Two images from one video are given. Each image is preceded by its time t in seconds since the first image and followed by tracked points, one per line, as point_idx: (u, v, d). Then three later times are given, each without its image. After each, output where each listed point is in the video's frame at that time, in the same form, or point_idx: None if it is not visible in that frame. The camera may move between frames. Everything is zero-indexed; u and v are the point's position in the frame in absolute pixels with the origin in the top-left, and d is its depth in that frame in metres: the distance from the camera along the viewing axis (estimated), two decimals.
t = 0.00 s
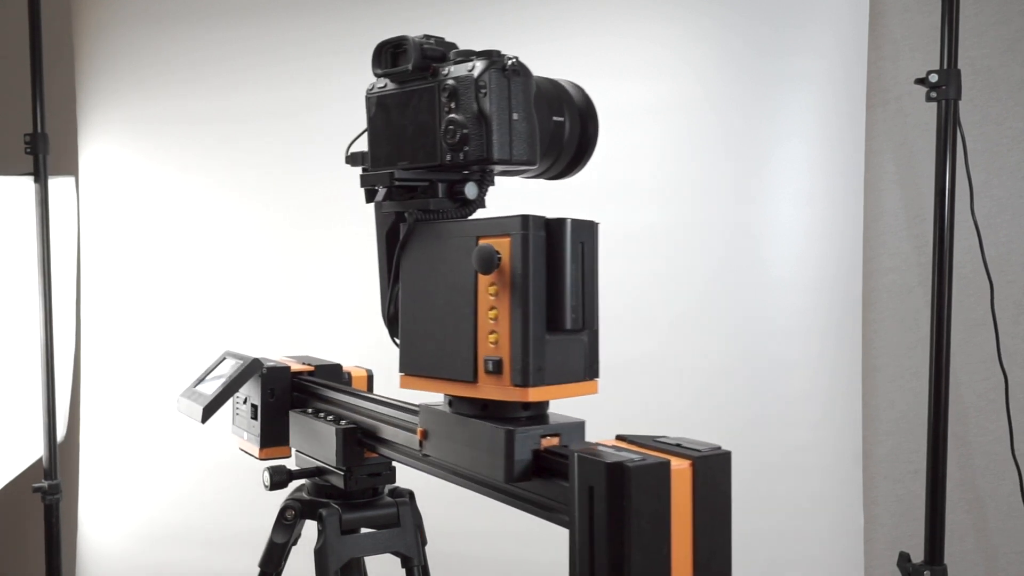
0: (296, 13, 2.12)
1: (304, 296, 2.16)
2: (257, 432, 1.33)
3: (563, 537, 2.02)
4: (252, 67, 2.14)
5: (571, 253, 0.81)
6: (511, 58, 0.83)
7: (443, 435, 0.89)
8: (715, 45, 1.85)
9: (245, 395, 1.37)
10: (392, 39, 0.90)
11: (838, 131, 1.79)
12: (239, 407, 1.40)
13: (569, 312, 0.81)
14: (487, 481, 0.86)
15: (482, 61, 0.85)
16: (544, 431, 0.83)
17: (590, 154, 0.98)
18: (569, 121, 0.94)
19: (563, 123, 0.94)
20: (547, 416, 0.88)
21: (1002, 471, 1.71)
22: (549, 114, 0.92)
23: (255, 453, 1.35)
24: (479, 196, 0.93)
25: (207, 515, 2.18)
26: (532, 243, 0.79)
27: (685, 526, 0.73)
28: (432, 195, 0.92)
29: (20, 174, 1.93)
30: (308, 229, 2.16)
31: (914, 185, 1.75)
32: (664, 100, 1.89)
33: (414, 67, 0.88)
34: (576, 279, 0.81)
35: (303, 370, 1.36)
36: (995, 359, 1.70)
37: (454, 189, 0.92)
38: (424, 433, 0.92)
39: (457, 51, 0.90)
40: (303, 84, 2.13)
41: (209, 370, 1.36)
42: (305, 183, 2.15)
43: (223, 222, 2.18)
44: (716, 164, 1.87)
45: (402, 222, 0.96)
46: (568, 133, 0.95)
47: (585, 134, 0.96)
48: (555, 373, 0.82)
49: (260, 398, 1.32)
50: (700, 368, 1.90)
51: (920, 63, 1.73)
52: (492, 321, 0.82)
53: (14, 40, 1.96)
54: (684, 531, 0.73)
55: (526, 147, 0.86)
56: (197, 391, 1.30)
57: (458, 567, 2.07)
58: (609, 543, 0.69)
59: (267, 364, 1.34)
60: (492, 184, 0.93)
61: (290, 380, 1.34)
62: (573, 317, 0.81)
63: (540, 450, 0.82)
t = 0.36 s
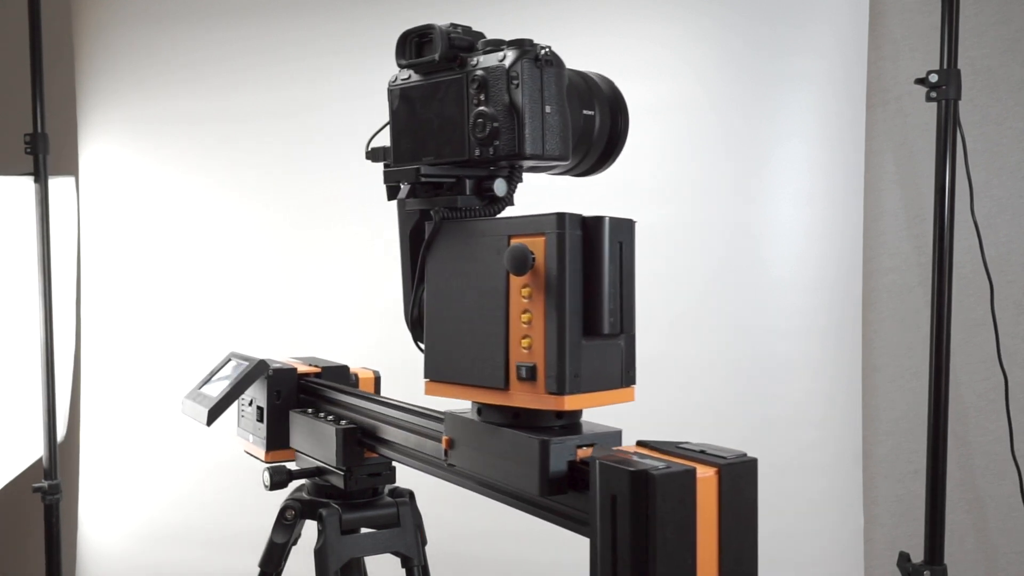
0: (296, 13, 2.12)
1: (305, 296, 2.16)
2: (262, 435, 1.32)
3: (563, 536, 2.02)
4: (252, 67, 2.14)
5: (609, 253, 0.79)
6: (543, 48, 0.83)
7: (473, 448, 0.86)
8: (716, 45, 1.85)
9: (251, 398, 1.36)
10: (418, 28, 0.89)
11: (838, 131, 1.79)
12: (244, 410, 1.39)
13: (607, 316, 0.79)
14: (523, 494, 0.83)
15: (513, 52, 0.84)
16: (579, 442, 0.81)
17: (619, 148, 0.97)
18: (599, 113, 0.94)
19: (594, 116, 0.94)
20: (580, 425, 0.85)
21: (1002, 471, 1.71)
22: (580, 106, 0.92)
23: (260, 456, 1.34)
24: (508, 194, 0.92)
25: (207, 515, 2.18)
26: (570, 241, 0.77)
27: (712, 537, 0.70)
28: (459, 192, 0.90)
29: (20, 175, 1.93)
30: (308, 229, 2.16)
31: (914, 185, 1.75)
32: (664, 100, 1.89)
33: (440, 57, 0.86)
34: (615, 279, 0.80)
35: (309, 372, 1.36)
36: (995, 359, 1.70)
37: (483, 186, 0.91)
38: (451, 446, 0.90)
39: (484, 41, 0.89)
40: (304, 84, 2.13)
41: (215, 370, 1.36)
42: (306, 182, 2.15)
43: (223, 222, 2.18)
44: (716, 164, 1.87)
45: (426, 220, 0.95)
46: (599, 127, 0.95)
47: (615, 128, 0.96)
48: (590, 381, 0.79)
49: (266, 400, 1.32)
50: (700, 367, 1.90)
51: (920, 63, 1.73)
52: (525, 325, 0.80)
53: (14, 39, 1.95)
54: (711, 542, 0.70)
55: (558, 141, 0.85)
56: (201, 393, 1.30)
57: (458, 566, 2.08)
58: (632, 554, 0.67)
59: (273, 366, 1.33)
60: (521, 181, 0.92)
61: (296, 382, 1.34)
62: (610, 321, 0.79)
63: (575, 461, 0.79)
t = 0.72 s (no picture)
0: (296, 13, 2.12)
1: (305, 296, 2.16)
2: (265, 436, 1.32)
3: (563, 535, 2.03)
4: (252, 67, 2.14)
5: (628, 254, 0.79)
6: (561, 43, 0.83)
7: (489, 452, 0.86)
8: (716, 45, 1.85)
9: (253, 399, 1.36)
10: (431, 22, 0.88)
11: (838, 131, 1.79)
12: (246, 411, 1.39)
13: (627, 317, 0.79)
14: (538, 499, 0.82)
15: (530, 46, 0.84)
16: (595, 447, 0.79)
17: (635, 145, 0.98)
18: (615, 110, 0.94)
19: (610, 112, 0.94)
20: (597, 430, 0.85)
21: (1002, 471, 1.71)
22: (596, 103, 0.92)
23: (263, 457, 1.34)
24: (523, 194, 0.92)
25: (207, 515, 2.18)
26: (589, 243, 0.77)
27: (724, 543, 0.69)
28: (473, 190, 0.90)
29: (20, 175, 1.93)
30: (309, 229, 2.16)
31: (914, 185, 1.74)
32: (664, 100, 1.89)
33: (454, 51, 0.86)
34: (635, 281, 0.80)
35: (312, 373, 1.36)
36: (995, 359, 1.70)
37: (497, 185, 0.91)
38: (462, 450, 0.90)
39: (498, 36, 0.88)
40: (304, 84, 2.13)
41: (217, 371, 1.36)
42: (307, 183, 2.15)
43: (223, 222, 2.18)
44: (717, 163, 1.87)
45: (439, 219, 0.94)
46: (615, 124, 0.95)
47: (630, 125, 0.96)
48: (609, 384, 0.79)
49: (269, 401, 1.31)
50: (701, 367, 1.90)
51: (920, 63, 1.72)
52: (543, 327, 0.80)
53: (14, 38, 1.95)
54: (723, 548, 0.69)
55: (575, 137, 0.85)
56: (203, 394, 1.30)
57: (457, 566, 2.08)
58: (644, 559, 0.66)
59: (275, 367, 1.33)
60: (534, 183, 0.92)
61: (299, 383, 1.33)
62: (630, 323, 0.79)
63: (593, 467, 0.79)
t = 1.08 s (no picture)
0: (296, 13, 2.12)
1: (305, 295, 2.16)
2: (265, 436, 1.32)
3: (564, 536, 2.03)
4: (253, 67, 2.14)
5: (630, 253, 0.79)
6: (562, 42, 0.83)
7: (490, 453, 0.85)
8: (717, 45, 1.85)
9: (253, 399, 1.36)
10: (433, 21, 0.88)
11: (838, 131, 1.79)
12: (247, 411, 1.39)
13: (629, 318, 0.79)
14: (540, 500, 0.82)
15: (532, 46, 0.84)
16: (597, 446, 0.79)
17: (636, 145, 0.97)
18: (616, 110, 0.94)
19: (611, 112, 0.94)
20: (598, 431, 0.85)
21: (1003, 472, 1.71)
22: (597, 102, 0.92)
23: (263, 457, 1.34)
24: (524, 194, 0.92)
25: (208, 515, 2.18)
26: (591, 242, 0.77)
27: (726, 543, 0.69)
28: (474, 190, 0.90)
29: (20, 174, 1.92)
30: (309, 229, 2.16)
31: (914, 185, 1.75)
32: (665, 100, 1.89)
33: (456, 50, 0.86)
34: (637, 281, 0.80)
35: (313, 373, 1.35)
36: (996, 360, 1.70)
37: (499, 184, 0.91)
38: (462, 451, 0.90)
39: (500, 35, 0.88)
40: (304, 84, 2.13)
41: (217, 371, 1.35)
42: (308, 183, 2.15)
43: (224, 222, 2.17)
44: (717, 163, 1.87)
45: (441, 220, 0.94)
46: (617, 124, 0.95)
47: (632, 125, 0.96)
48: (611, 385, 0.79)
49: (269, 402, 1.31)
50: (702, 367, 1.90)
51: (920, 63, 1.72)
52: (544, 328, 0.80)
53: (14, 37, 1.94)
54: (725, 548, 0.69)
55: (576, 137, 0.85)
56: (203, 394, 1.30)
57: (458, 567, 2.07)
58: (646, 560, 0.66)
59: (276, 367, 1.33)
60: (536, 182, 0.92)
61: (299, 383, 1.33)
62: (631, 323, 0.79)
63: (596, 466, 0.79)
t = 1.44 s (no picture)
0: (296, 13, 2.12)
1: (305, 296, 2.16)
2: (265, 436, 1.32)
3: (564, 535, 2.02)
4: (253, 67, 2.14)
5: (629, 253, 0.79)
6: (562, 42, 0.83)
7: (489, 453, 0.85)
8: (717, 45, 1.85)
9: (253, 399, 1.36)
10: (433, 21, 0.88)
11: (838, 131, 1.79)
12: (247, 411, 1.39)
13: (628, 318, 0.79)
14: (541, 501, 0.82)
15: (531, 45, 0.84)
16: (597, 447, 0.79)
17: (636, 145, 0.98)
18: (616, 110, 0.94)
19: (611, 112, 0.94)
20: (598, 431, 0.85)
21: (1002, 471, 1.71)
22: (596, 102, 0.92)
23: (263, 457, 1.34)
24: (524, 193, 0.92)
25: (208, 515, 2.18)
26: (591, 242, 0.77)
27: (726, 544, 0.69)
28: (474, 190, 0.90)
29: (20, 175, 1.92)
30: (309, 229, 2.16)
31: (915, 185, 1.75)
32: (664, 100, 1.89)
33: (456, 50, 0.86)
34: (638, 281, 0.80)
35: (313, 373, 1.35)
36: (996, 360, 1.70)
37: (499, 184, 0.91)
38: (462, 451, 0.90)
39: (500, 35, 0.88)
40: (304, 84, 2.13)
41: (217, 371, 1.35)
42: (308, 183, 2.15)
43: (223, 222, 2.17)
44: (717, 163, 1.87)
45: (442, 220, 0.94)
46: (616, 124, 0.95)
47: (631, 125, 0.96)
48: (611, 384, 0.79)
49: (269, 402, 1.31)
50: (702, 367, 1.90)
51: (921, 63, 1.72)
52: (544, 328, 0.80)
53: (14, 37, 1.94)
54: (724, 549, 0.69)
55: (576, 136, 0.85)
56: (203, 394, 1.30)
57: (458, 567, 2.07)
58: (646, 560, 0.66)
59: (276, 367, 1.33)
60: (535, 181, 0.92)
61: (299, 383, 1.33)
62: (631, 323, 0.79)
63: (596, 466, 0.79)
